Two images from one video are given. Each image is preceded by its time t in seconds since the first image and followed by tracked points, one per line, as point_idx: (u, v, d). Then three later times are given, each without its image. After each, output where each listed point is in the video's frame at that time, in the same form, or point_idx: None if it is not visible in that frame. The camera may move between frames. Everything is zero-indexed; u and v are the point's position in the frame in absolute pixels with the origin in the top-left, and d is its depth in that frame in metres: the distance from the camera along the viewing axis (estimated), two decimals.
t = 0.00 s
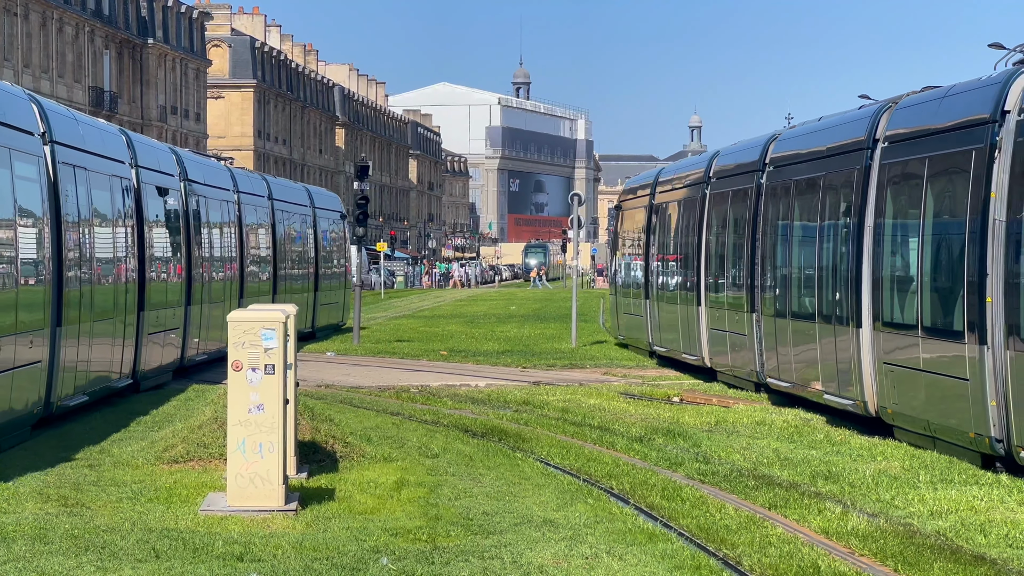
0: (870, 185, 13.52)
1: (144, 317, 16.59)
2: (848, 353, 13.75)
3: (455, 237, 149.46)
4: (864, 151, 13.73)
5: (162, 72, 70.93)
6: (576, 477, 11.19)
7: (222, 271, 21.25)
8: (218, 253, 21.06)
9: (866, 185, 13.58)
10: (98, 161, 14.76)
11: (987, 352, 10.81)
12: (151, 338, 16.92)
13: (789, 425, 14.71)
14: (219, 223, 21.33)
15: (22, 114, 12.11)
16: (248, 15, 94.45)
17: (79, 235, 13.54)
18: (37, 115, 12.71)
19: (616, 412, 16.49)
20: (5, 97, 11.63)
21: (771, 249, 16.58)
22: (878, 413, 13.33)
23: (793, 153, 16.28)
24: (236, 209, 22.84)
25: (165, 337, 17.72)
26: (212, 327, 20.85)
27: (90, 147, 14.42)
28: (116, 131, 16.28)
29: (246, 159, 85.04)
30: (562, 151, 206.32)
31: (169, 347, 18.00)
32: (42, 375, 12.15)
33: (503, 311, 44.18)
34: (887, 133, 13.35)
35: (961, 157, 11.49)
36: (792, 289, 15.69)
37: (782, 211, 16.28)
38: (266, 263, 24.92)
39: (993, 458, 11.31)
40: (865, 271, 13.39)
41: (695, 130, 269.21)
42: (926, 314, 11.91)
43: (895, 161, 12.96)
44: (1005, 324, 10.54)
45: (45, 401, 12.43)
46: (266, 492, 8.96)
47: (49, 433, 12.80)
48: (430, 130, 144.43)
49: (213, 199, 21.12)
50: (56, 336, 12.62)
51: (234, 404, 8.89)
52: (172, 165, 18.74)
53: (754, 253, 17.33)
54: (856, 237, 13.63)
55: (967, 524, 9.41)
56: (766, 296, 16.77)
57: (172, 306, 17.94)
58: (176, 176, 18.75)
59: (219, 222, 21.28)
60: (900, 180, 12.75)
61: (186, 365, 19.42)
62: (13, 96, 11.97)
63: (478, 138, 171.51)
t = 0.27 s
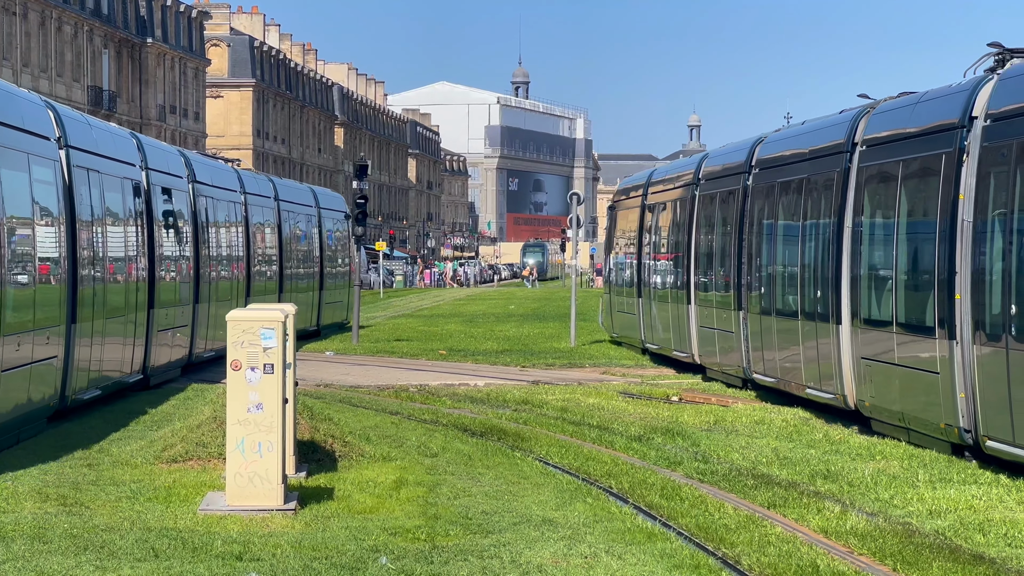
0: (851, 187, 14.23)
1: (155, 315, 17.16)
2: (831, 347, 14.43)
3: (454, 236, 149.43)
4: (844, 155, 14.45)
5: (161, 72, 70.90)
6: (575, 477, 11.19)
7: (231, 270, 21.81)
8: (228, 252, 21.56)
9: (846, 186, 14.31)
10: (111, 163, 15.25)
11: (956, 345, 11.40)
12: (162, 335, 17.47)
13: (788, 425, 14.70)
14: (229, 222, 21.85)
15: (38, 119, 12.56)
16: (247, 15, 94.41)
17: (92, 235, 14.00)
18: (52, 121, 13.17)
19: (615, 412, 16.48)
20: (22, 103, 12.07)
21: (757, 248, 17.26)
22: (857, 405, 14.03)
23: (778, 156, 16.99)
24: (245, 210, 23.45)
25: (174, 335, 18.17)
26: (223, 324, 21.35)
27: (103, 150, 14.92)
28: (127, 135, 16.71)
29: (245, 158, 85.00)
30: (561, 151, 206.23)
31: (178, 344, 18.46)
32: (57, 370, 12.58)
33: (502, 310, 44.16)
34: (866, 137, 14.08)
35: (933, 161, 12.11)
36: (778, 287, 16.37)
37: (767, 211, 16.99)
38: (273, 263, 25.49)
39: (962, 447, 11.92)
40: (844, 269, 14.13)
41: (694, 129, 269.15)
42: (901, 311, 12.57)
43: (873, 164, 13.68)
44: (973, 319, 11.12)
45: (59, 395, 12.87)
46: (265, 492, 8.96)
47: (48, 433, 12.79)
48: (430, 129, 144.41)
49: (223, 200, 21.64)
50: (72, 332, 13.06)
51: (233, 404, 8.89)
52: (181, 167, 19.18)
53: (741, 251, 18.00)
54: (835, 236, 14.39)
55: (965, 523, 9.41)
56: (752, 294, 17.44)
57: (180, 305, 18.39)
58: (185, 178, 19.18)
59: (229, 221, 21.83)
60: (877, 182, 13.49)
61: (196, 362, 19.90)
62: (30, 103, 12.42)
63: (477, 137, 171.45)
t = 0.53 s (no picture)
0: (830, 187, 14.66)
1: (163, 312, 17.65)
2: (813, 344, 14.82)
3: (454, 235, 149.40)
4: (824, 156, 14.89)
5: (160, 70, 70.88)
6: (574, 476, 11.19)
7: (236, 269, 22.35)
8: (234, 251, 22.08)
9: (826, 187, 14.72)
10: (122, 166, 15.69)
11: (925, 341, 11.84)
12: (171, 332, 17.95)
13: (787, 424, 14.70)
14: (235, 221, 22.37)
15: (51, 123, 13.02)
16: (246, 14, 94.40)
17: (103, 234, 14.45)
18: (65, 125, 13.61)
19: (614, 411, 16.48)
20: (36, 108, 12.56)
21: (741, 245, 17.66)
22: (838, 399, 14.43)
23: (760, 156, 17.43)
24: (251, 210, 24.01)
25: (182, 332, 18.69)
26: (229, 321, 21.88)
27: (114, 153, 15.34)
28: (136, 138, 17.12)
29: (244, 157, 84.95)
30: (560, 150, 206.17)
31: (186, 340, 18.97)
32: (71, 363, 13.06)
33: (502, 309, 44.15)
34: (844, 139, 14.51)
35: (905, 163, 12.56)
36: (761, 285, 16.75)
37: (750, 210, 17.38)
38: (279, 262, 26.01)
39: (933, 437, 12.39)
40: (824, 267, 14.54)
41: (693, 128, 269.08)
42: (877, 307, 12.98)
43: (850, 165, 14.10)
44: (941, 316, 11.57)
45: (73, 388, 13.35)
46: (264, 490, 8.96)
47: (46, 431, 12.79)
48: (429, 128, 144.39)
49: (229, 200, 22.14)
50: (84, 327, 13.51)
51: (232, 402, 8.89)
52: (188, 168, 19.60)
53: (727, 248, 18.39)
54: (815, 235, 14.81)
55: (964, 522, 9.42)
56: (737, 290, 17.86)
57: (187, 302, 18.88)
58: (191, 179, 19.61)
59: (234, 221, 22.36)
60: (855, 182, 13.89)
61: (202, 357, 20.43)
62: (43, 108, 12.89)
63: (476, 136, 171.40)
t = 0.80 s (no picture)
0: (814, 188, 15.23)
1: (172, 309, 18.25)
2: (799, 340, 15.34)
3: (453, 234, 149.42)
4: (810, 158, 15.46)
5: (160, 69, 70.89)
6: (574, 474, 11.21)
7: (244, 268, 22.99)
8: (241, 250, 22.73)
9: (809, 188, 15.31)
10: (134, 169, 16.26)
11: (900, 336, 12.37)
12: (179, 330, 18.52)
13: (786, 422, 14.72)
14: (242, 221, 22.99)
15: (66, 128, 13.62)
16: (246, 13, 94.42)
17: (116, 234, 15.00)
18: (80, 129, 14.19)
19: (613, 409, 16.50)
20: (53, 113, 13.16)
21: (730, 243, 18.23)
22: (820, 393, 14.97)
23: (749, 157, 18.02)
24: (257, 211, 24.62)
25: (192, 327, 19.34)
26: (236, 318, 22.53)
27: (126, 157, 15.90)
28: (147, 140, 17.72)
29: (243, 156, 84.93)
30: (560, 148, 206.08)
31: (195, 335, 19.61)
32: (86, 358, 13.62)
33: (500, 308, 44.18)
34: (828, 140, 15.08)
35: (883, 165, 13.12)
36: (748, 283, 17.35)
37: (740, 209, 17.95)
38: (285, 261, 26.63)
39: (909, 429, 12.94)
40: (808, 266, 15.10)
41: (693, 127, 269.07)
42: (857, 304, 13.53)
43: (831, 167, 14.71)
44: (915, 312, 12.11)
45: (86, 381, 13.83)
46: (264, 489, 8.96)
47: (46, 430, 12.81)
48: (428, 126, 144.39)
49: (237, 200, 22.78)
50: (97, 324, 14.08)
51: (231, 401, 8.89)
52: (197, 169, 20.22)
53: (716, 247, 18.96)
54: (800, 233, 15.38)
55: (963, 520, 9.44)
56: (726, 288, 18.43)
57: (197, 298, 19.50)
58: (200, 180, 20.23)
59: (242, 220, 22.99)
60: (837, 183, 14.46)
61: (209, 354, 21.09)
62: (59, 113, 13.48)
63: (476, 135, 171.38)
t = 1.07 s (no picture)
0: (800, 189, 15.80)
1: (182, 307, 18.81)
2: (785, 337, 15.87)
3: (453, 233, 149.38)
4: (795, 159, 16.02)
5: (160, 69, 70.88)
6: (575, 473, 11.21)
7: (253, 267, 23.62)
8: (250, 250, 23.35)
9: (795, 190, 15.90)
10: (146, 170, 16.80)
11: (878, 331, 12.88)
12: (190, 328, 19.04)
13: (786, 421, 14.72)
14: (251, 220, 23.59)
15: (81, 132, 14.24)
16: (246, 11, 94.39)
17: (129, 233, 15.58)
18: (93, 133, 14.72)
19: (613, 408, 16.50)
20: (68, 118, 13.79)
21: (720, 242, 18.79)
22: (812, 390, 15.24)
23: (738, 159, 18.61)
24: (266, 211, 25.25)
25: (202, 324, 19.87)
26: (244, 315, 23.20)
27: (138, 158, 16.43)
28: (159, 143, 18.23)
29: (243, 155, 84.91)
30: (560, 147, 206.07)
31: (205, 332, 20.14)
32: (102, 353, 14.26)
33: (499, 306, 44.16)
34: (813, 142, 15.66)
35: (863, 167, 13.66)
36: (736, 281, 17.93)
37: (729, 209, 18.52)
38: (292, 259, 27.26)
39: (888, 421, 13.50)
40: (794, 264, 15.64)
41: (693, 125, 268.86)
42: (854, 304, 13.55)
43: (817, 169, 15.27)
44: (891, 308, 12.62)
45: (100, 377, 14.38)
46: (265, 488, 8.97)
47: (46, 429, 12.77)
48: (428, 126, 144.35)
49: (246, 200, 23.38)
50: (112, 320, 14.71)
51: (231, 400, 8.89)
52: (208, 171, 20.78)
53: (707, 247, 19.51)
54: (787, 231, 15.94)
55: (963, 519, 9.44)
56: (716, 285, 18.97)
57: (207, 297, 20.00)
58: (211, 182, 20.78)
59: (251, 219, 23.60)
60: (822, 183, 15.02)
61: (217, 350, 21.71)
62: (74, 118, 14.11)
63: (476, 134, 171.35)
